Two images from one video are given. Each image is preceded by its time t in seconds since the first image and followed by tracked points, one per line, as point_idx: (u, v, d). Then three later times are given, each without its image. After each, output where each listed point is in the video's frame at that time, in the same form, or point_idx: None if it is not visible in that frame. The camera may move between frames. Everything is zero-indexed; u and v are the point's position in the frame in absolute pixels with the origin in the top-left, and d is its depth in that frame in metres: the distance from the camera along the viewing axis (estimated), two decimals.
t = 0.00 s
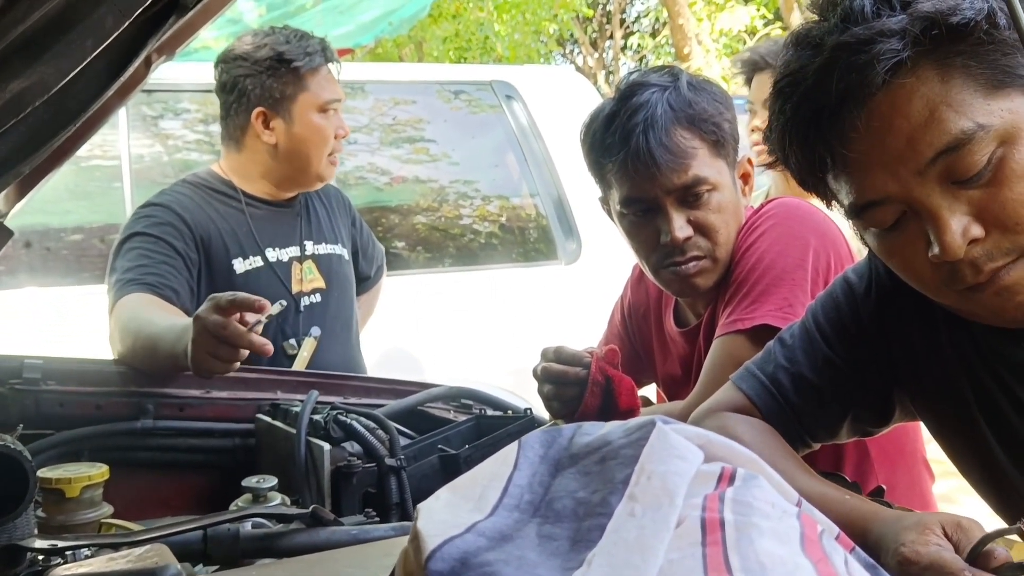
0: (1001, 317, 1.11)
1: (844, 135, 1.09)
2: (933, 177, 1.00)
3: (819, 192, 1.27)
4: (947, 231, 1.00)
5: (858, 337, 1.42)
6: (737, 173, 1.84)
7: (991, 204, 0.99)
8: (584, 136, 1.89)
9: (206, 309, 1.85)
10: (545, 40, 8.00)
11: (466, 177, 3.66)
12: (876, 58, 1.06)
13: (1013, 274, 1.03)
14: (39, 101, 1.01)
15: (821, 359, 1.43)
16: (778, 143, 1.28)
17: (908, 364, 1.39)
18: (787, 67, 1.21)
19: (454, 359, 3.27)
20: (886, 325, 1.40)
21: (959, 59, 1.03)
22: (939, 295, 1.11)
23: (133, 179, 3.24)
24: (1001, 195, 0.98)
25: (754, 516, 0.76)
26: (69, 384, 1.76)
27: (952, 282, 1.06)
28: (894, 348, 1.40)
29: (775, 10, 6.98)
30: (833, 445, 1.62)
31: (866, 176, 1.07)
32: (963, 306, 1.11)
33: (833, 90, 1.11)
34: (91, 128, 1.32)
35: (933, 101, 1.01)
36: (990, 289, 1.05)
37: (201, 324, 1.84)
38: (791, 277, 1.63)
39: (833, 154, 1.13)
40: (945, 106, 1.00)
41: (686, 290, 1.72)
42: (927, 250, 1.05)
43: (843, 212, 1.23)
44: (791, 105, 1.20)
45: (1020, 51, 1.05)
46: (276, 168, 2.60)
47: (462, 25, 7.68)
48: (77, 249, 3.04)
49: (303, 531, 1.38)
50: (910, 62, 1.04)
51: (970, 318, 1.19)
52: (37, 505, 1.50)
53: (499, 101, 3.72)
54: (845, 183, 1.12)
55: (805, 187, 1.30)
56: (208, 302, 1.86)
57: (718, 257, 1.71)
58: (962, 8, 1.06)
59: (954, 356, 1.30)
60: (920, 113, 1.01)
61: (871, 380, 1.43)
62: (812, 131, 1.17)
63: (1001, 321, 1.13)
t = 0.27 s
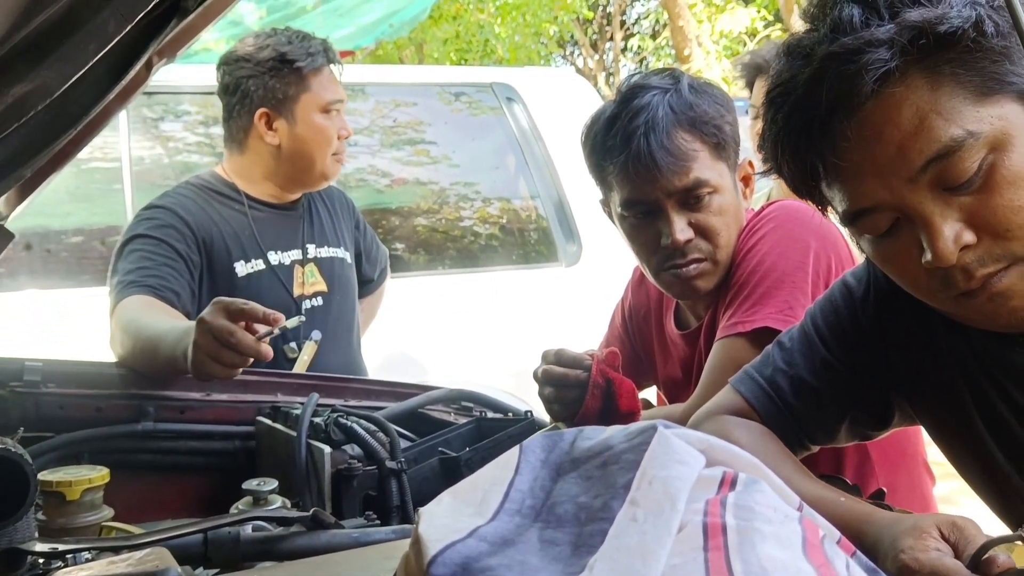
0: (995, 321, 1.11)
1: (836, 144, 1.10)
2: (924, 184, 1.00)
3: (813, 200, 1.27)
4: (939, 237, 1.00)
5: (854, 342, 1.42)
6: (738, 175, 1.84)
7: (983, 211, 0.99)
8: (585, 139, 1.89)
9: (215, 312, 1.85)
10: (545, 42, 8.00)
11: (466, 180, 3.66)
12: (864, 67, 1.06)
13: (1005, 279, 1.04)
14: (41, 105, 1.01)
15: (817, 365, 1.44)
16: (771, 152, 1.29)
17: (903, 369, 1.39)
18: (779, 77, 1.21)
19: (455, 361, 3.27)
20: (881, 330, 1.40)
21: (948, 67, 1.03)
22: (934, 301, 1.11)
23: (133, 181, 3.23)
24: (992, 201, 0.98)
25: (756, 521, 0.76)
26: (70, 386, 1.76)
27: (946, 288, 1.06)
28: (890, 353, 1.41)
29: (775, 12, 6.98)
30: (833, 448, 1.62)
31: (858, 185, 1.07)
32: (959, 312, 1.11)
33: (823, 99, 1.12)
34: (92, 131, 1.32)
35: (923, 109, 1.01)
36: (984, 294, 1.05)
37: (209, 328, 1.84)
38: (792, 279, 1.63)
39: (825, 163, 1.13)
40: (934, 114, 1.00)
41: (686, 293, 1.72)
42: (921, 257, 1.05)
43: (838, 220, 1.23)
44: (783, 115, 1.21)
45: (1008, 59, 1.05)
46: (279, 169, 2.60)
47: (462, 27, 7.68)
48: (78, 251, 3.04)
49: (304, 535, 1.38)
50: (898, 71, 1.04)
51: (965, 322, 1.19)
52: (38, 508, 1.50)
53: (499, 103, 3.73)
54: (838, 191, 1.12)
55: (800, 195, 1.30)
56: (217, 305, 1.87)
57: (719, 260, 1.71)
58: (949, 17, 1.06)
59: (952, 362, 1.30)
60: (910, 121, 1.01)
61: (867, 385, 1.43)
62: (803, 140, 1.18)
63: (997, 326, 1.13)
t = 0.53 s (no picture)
0: (997, 318, 1.11)
1: (834, 143, 1.10)
2: (922, 180, 1.00)
3: (813, 201, 1.27)
4: (939, 232, 1.00)
5: (853, 341, 1.42)
6: (739, 175, 1.84)
7: (982, 205, 0.98)
8: (586, 139, 1.90)
9: (223, 309, 1.85)
10: (546, 41, 8.01)
11: (467, 180, 3.66)
12: (860, 66, 1.07)
13: (1006, 275, 1.03)
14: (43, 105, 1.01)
15: (817, 363, 1.44)
16: (770, 153, 1.29)
17: (903, 367, 1.39)
18: (777, 78, 1.22)
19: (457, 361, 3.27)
20: (880, 329, 1.40)
21: (943, 64, 1.03)
22: (935, 298, 1.11)
23: (135, 181, 3.24)
24: (990, 196, 0.98)
25: (758, 520, 0.76)
26: (72, 386, 1.76)
27: (947, 284, 1.06)
28: (890, 352, 1.41)
29: (777, 11, 6.98)
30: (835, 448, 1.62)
31: (857, 183, 1.07)
32: (961, 309, 1.11)
33: (820, 99, 1.12)
34: (94, 131, 1.32)
35: (919, 106, 1.01)
36: (984, 289, 1.04)
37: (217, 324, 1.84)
38: (794, 279, 1.63)
39: (824, 162, 1.13)
40: (930, 111, 1.00)
41: (688, 292, 1.72)
42: (921, 253, 1.05)
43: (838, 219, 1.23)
44: (780, 115, 1.21)
45: (1003, 55, 1.05)
46: (280, 169, 2.59)
47: (463, 26, 7.68)
48: (80, 251, 3.04)
49: (306, 534, 1.38)
50: (893, 69, 1.04)
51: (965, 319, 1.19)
52: (41, 508, 1.50)
53: (500, 103, 3.72)
54: (838, 190, 1.12)
55: (799, 196, 1.30)
56: (222, 302, 1.86)
57: (720, 259, 1.71)
58: (943, 15, 1.06)
59: (954, 363, 1.30)
60: (907, 118, 1.01)
61: (867, 383, 1.43)
62: (802, 140, 1.18)
63: (999, 323, 1.13)
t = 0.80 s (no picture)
0: (997, 315, 1.11)
1: (831, 143, 1.10)
2: (919, 180, 1.00)
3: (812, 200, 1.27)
4: (937, 231, 1.00)
5: (852, 340, 1.43)
6: (739, 174, 1.84)
7: (979, 204, 0.99)
8: (586, 138, 1.90)
9: (225, 314, 1.83)
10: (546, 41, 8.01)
11: (467, 179, 3.66)
12: (856, 67, 1.07)
13: (1005, 273, 1.03)
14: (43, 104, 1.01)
15: (815, 363, 1.44)
16: (768, 155, 1.29)
17: (902, 366, 1.40)
18: (774, 80, 1.22)
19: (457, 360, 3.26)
20: (879, 328, 1.40)
21: (939, 64, 1.03)
22: (935, 296, 1.11)
23: (135, 180, 3.24)
24: (988, 194, 0.98)
25: (757, 518, 0.76)
26: (72, 385, 1.76)
27: (946, 282, 1.06)
28: (889, 351, 1.41)
29: (777, 11, 6.98)
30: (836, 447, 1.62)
31: (855, 182, 1.07)
32: (961, 306, 1.11)
33: (816, 100, 1.12)
34: (94, 130, 1.32)
35: (916, 105, 1.01)
36: (984, 287, 1.05)
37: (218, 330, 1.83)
38: (793, 278, 1.63)
39: (822, 162, 1.14)
40: (927, 110, 1.00)
41: (688, 291, 1.72)
42: (920, 252, 1.05)
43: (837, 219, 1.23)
44: (778, 116, 1.21)
45: (999, 53, 1.05)
46: (281, 170, 2.60)
47: (463, 26, 7.68)
48: (80, 250, 3.04)
49: (305, 533, 1.38)
50: (888, 69, 1.04)
51: (965, 317, 1.19)
52: (40, 506, 1.50)
53: (500, 102, 3.73)
54: (837, 190, 1.12)
55: (798, 196, 1.30)
56: (225, 306, 1.85)
57: (720, 258, 1.71)
58: (937, 15, 1.06)
59: (955, 361, 1.30)
60: (903, 118, 1.01)
61: (866, 382, 1.43)
62: (799, 141, 1.18)
63: (999, 320, 1.13)
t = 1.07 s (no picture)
0: (998, 314, 1.11)
1: (832, 143, 1.10)
2: (920, 180, 1.00)
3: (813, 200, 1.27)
4: (937, 231, 1.00)
5: (853, 340, 1.43)
6: (739, 174, 1.84)
7: (979, 205, 0.99)
8: (586, 138, 1.90)
9: (235, 314, 1.83)
10: (546, 41, 8.02)
11: (467, 179, 3.66)
12: (857, 66, 1.07)
13: (1005, 273, 1.03)
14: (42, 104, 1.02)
15: (816, 363, 1.44)
16: (769, 153, 1.29)
17: (902, 365, 1.40)
18: (776, 79, 1.21)
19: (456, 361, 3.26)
20: (880, 328, 1.40)
21: (941, 64, 1.03)
22: (935, 296, 1.11)
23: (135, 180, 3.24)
24: (988, 195, 0.98)
25: (756, 518, 0.76)
26: (72, 385, 1.76)
27: (946, 282, 1.06)
28: (889, 351, 1.41)
29: (776, 11, 6.97)
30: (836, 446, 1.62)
31: (856, 182, 1.07)
32: (960, 306, 1.11)
33: (818, 99, 1.12)
34: (93, 130, 1.32)
35: (917, 106, 1.01)
36: (984, 287, 1.05)
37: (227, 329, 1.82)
38: (792, 278, 1.63)
39: (823, 161, 1.14)
40: (928, 111, 1.00)
41: (687, 291, 1.72)
42: (921, 252, 1.05)
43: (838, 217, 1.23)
44: (779, 115, 1.21)
45: (1001, 53, 1.05)
46: (278, 166, 2.60)
47: (463, 26, 7.68)
48: (79, 250, 3.04)
49: (304, 533, 1.38)
50: (890, 69, 1.04)
51: (965, 317, 1.19)
52: (40, 506, 1.50)
53: (500, 102, 3.74)
54: (838, 189, 1.12)
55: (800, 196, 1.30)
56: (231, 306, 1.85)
57: (719, 258, 1.71)
58: (940, 15, 1.06)
59: (955, 360, 1.30)
60: (905, 118, 1.01)
61: (867, 382, 1.43)
62: (800, 140, 1.18)
63: (999, 320, 1.13)
